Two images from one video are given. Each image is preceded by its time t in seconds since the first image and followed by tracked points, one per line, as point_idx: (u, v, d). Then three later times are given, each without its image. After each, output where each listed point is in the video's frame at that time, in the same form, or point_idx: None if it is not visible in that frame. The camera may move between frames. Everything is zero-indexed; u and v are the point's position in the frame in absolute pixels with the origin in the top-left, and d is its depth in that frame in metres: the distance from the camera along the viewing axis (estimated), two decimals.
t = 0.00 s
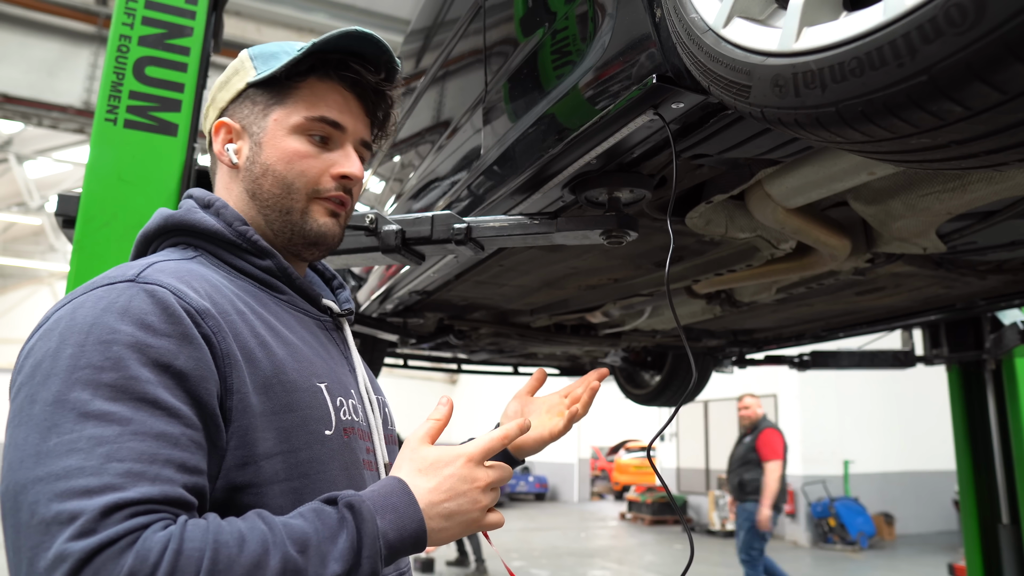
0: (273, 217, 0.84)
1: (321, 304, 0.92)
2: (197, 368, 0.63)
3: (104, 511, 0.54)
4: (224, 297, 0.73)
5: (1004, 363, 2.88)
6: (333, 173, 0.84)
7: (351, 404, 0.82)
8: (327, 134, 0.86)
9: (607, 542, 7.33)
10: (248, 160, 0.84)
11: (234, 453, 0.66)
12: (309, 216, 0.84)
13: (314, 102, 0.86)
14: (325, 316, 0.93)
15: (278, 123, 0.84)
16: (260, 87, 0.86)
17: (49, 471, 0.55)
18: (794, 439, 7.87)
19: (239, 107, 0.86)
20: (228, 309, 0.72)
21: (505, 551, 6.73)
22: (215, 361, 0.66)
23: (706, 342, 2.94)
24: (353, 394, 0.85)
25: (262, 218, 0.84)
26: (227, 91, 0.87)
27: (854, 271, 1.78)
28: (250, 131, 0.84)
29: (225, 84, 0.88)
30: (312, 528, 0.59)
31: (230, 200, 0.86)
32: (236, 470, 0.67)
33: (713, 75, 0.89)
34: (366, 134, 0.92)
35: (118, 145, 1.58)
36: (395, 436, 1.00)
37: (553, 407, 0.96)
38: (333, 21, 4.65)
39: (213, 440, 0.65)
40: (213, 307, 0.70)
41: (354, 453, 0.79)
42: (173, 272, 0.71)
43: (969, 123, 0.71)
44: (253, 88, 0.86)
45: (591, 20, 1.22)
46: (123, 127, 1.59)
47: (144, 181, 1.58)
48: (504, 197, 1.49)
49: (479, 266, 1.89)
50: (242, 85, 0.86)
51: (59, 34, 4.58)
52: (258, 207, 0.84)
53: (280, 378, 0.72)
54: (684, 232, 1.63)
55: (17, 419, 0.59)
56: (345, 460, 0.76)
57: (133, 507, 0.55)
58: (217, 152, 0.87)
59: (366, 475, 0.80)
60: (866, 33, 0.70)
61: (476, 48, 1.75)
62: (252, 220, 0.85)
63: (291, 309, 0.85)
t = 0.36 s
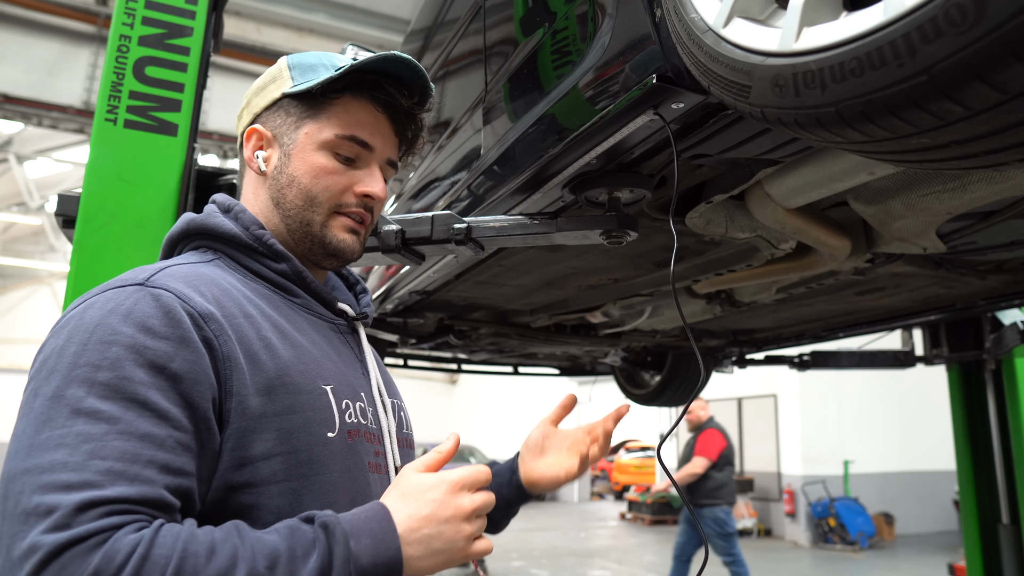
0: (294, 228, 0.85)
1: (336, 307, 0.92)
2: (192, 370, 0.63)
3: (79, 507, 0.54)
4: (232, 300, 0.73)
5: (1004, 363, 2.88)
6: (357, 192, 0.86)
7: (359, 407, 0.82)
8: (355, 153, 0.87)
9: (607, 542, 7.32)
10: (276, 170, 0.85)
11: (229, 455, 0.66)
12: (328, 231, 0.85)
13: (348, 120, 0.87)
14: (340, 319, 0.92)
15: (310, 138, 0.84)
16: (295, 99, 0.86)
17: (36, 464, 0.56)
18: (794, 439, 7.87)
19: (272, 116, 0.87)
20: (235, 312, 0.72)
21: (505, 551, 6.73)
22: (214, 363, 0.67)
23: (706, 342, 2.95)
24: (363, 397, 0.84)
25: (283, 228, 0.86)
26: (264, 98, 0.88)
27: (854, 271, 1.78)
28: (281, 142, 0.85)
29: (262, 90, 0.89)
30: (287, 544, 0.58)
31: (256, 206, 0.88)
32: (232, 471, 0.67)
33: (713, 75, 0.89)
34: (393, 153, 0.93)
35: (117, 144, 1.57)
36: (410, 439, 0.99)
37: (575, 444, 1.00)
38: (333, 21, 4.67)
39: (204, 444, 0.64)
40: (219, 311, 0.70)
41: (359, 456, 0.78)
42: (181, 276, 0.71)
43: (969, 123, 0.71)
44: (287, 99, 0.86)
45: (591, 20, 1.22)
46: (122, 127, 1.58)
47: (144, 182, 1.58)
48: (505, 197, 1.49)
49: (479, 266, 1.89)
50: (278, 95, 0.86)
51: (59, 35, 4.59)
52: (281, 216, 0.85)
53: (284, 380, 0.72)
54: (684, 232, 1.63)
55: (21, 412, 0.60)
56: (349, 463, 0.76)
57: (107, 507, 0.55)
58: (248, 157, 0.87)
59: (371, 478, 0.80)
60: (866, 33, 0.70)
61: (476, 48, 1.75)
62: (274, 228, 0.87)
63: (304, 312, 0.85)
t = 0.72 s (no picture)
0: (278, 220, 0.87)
1: (344, 309, 0.92)
2: (185, 366, 0.63)
3: (62, 496, 0.54)
4: (232, 299, 0.74)
5: (1004, 363, 2.88)
6: (330, 177, 0.85)
7: (359, 408, 0.81)
8: (335, 141, 0.88)
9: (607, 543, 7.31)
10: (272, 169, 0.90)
11: (218, 450, 0.66)
12: (303, 220, 0.84)
13: (329, 111, 0.89)
14: (348, 322, 0.92)
15: (295, 133, 0.89)
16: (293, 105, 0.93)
17: (30, 452, 0.56)
18: (794, 439, 7.87)
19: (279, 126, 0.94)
20: (233, 311, 0.72)
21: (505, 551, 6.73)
22: (208, 359, 0.67)
23: (706, 342, 2.95)
24: (365, 398, 0.84)
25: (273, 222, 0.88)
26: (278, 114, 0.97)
27: (854, 271, 1.78)
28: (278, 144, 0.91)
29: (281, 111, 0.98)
30: (265, 545, 0.57)
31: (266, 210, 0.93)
32: (221, 467, 0.67)
33: (713, 75, 0.89)
34: (386, 144, 0.91)
35: (117, 144, 1.57)
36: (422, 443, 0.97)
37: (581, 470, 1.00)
38: (333, 21, 4.67)
39: (194, 439, 0.64)
40: (217, 310, 0.71)
41: (354, 457, 0.77)
42: (184, 275, 0.72)
43: (970, 123, 0.71)
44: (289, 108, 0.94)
45: (591, 20, 1.22)
46: (122, 127, 1.58)
47: (145, 182, 1.58)
48: (505, 197, 1.49)
49: (479, 266, 1.89)
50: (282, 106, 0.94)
51: (60, 35, 4.59)
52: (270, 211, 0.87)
53: (277, 379, 0.72)
54: (684, 232, 1.63)
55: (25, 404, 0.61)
56: (346, 464, 0.75)
57: (88, 496, 0.54)
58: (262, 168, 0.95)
59: (370, 480, 0.78)
60: (866, 33, 0.70)
61: (476, 48, 1.75)
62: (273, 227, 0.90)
63: (310, 313, 0.85)
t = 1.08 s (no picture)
0: (325, 247, 0.84)
1: (355, 311, 0.89)
2: (208, 373, 0.63)
3: (106, 501, 0.54)
4: (249, 305, 0.73)
5: (1004, 363, 2.88)
6: (388, 217, 0.84)
7: (373, 411, 0.80)
8: (393, 177, 0.84)
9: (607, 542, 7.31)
10: (314, 184, 0.83)
11: (242, 455, 0.66)
12: (358, 255, 0.84)
13: (390, 143, 0.84)
14: (360, 323, 0.89)
15: (350, 157, 0.82)
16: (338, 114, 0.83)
17: (64, 458, 0.56)
18: (794, 439, 7.87)
19: (314, 127, 0.84)
20: (250, 317, 0.71)
21: (505, 551, 6.73)
22: (229, 366, 0.67)
23: (706, 342, 2.95)
24: (378, 401, 0.82)
25: (315, 245, 0.84)
26: (309, 106, 0.85)
27: (854, 271, 1.78)
28: (321, 156, 0.83)
29: (308, 96, 0.85)
30: (307, 559, 0.58)
31: (290, 215, 0.86)
32: (243, 472, 0.66)
33: (713, 75, 0.89)
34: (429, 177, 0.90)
35: (117, 144, 1.57)
36: (435, 442, 0.97)
37: None
38: (333, 21, 4.68)
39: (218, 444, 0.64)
40: (235, 316, 0.70)
41: (372, 460, 0.76)
42: (200, 281, 0.71)
43: (968, 123, 0.71)
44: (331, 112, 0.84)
45: (591, 20, 1.22)
46: (123, 127, 1.58)
47: (145, 182, 1.58)
48: (505, 197, 1.49)
49: (479, 266, 1.89)
50: (323, 107, 0.83)
51: (60, 35, 4.59)
52: (313, 233, 0.84)
53: (294, 385, 0.71)
54: (684, 232, 1.63)
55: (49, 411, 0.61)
56: (362, 467, 0.74)
57: (133, 502, 0.55)
58: (285, 165, 0.85)
59: (386, 482, 0.77)
60: (866, 33, 0.70)
61: (476, 48, 1.75)
62: (306, 242, 0.85)
63: (322, 316, 0.84)
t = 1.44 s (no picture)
0: (330, 249, 0.84)
1: (350, 316, 0.90)
2: (225, 390, 0.63)
3: (125, 537, 0.53)
4: (257, 311, 0.73)
5: (1004, 363, 2.88)
6: (397, 226, 0.85)
7: (375, 419, 0.82)
8: (407, 186, 0.85)
9: (607, 543, 7.31)
10: (326, 183, 0.83)
11: (261, 472, 0.66)
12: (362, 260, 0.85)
13: (409, 153, 0.84)
14: (353, 328, 0.90)
15: (368, 161, 0.82)
16: (358, 115, 0.83)
17: (70, 489, 0.55)
18: (794, 439, 7.87)
19: (331, 125, 0.83)
20: (261, 324, 0.71)
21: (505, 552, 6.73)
22: (246, 380, 0.66)
23: (706, 342, 2.95)
24: (377, 408, 0.84)
25: (320, 245, 0.84)
26: (326, 102, 0.84)
27: (854, 271, 1.78)
28: (335, 156, 0.82)
29: (325, 91, 0.84)
30: None
31: (293, 211, 0.85)
32: (262, 489, 0.67)
33: (713, 75, 0.89)
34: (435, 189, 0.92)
35: (118, 145, 1.57)
36: (416, 446, 0.99)
37: None
38: (333, 21, 4.68)
39: (234, 460, 0.65)
40: (247, 323, 0.70)
41: (377, 471, 0.78)
42: (207, 285, 0.70)
43: (968, 123, 0.71)
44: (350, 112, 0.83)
45: (591, 20, 1.22)
46: (122, 127, 1.58)
47: (145, 182, 1.58)
48: (504, 197, 1.49)
49: (479, 266, 1.89)
50: (342, 106, 0.83)
51: (60, 35, 4.59)
52: (319, 234, 0.84)
53: (307, 398, 0.72)
54: (684, 232, 1.63)
55: (43, 425, 0.59)
56: (370, 478, 0.76)
57: (153, 537, 0.55)
58: (294, 160, 0.84)
59: (387, 492, 0.80)
60: (866, 33, 0.70)
61: (476, 48, 1.75)
62: (307, 241, 0.85)
63: (321, 322, 0.84)
